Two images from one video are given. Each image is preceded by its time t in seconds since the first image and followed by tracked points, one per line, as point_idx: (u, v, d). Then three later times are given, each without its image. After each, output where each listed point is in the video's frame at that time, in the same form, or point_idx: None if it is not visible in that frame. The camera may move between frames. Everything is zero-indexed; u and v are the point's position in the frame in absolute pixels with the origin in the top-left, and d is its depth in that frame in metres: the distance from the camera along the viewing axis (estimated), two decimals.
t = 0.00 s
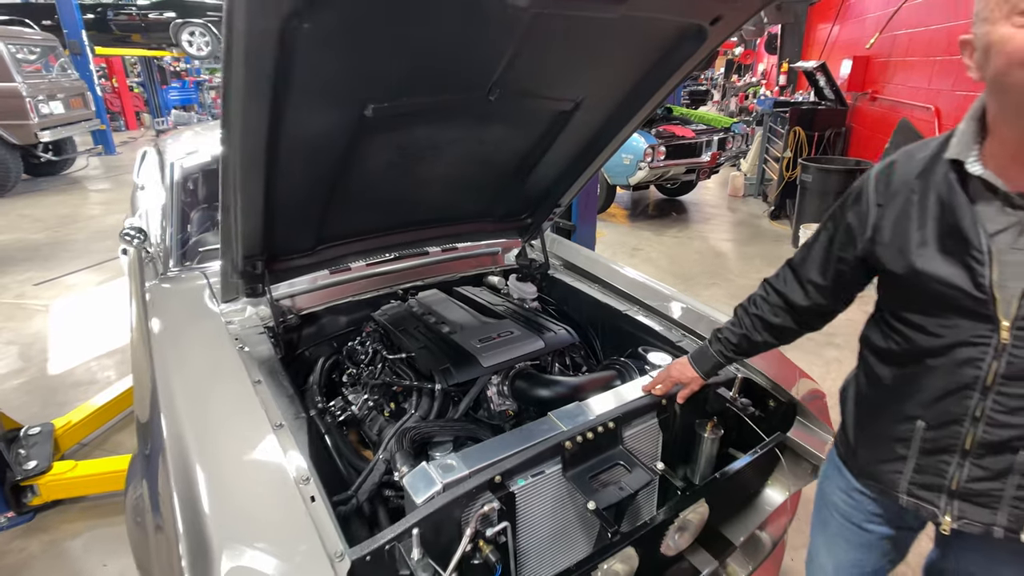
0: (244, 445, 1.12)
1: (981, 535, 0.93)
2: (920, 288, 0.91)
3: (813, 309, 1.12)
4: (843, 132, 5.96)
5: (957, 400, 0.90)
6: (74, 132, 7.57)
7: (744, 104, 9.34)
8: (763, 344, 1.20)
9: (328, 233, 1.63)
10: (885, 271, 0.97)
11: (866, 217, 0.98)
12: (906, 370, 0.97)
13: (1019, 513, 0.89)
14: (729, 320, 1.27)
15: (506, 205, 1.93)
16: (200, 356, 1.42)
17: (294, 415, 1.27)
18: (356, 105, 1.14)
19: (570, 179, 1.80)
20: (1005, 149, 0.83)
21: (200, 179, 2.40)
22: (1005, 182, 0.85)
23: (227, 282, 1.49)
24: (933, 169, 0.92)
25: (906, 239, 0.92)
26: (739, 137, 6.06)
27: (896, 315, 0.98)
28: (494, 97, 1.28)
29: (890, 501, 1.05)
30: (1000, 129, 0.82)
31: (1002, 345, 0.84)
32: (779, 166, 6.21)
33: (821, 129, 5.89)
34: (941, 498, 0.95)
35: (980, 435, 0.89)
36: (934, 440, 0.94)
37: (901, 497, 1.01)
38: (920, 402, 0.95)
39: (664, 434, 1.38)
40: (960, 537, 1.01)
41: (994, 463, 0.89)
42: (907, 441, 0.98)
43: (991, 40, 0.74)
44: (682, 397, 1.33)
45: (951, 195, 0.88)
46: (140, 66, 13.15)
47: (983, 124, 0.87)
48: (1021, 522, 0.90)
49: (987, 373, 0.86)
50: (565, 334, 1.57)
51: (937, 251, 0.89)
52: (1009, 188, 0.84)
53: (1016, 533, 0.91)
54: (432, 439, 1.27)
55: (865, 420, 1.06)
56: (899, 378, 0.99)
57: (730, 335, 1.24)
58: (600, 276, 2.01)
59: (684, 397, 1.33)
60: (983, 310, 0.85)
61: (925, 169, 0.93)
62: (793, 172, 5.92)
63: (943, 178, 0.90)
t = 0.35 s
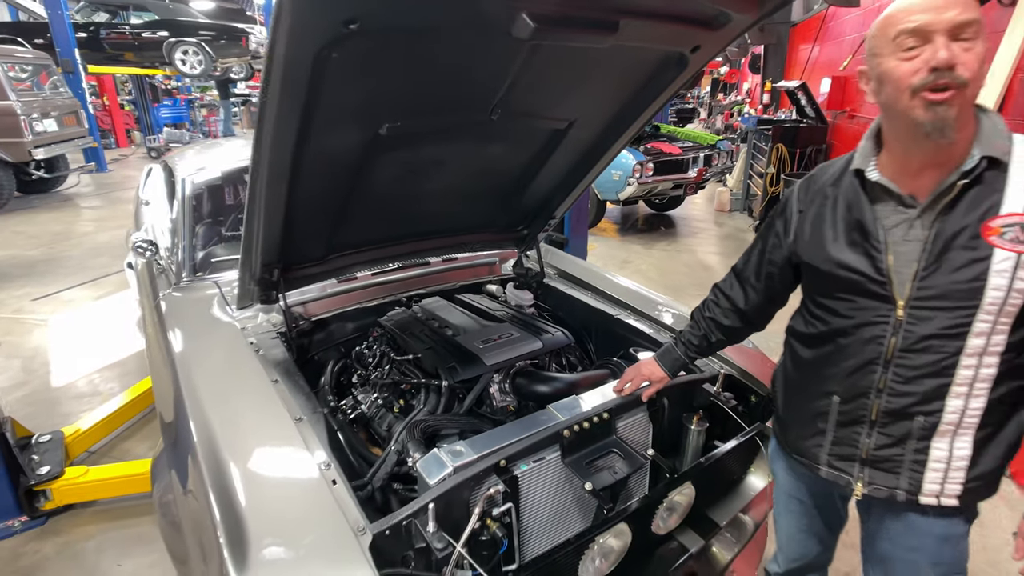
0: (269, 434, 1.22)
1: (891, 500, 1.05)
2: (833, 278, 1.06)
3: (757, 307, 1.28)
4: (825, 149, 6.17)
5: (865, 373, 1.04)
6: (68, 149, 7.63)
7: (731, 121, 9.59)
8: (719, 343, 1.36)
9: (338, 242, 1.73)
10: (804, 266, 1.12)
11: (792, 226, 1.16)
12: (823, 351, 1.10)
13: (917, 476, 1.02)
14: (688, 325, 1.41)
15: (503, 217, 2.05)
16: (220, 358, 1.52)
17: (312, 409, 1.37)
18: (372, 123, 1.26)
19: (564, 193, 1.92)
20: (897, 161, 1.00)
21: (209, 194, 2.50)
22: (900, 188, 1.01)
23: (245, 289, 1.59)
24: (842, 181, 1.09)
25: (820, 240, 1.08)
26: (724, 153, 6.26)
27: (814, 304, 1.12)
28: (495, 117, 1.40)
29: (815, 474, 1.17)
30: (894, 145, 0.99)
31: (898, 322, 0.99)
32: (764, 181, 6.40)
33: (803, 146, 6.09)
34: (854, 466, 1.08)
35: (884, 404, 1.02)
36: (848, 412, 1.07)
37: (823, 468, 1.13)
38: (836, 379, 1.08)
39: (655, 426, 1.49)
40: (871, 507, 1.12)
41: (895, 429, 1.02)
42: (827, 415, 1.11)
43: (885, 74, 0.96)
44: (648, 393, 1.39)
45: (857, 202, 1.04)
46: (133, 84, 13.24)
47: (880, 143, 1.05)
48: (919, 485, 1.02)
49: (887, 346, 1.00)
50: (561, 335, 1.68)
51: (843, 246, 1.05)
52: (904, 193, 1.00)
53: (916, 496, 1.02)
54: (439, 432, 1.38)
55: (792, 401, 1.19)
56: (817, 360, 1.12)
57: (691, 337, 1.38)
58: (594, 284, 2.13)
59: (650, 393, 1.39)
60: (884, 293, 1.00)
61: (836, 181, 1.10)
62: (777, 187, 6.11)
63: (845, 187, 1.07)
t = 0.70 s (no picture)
0: (289, 422, 1.30)
1: (842, 466, 1.17)
2: (782, 268, 1.18)
3: (732, 301, 1.40)
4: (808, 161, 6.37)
5: (812, 353, 1.16)
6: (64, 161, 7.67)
7: (718, 135, 9.81)
8: (704, 338, 1.46)
9: (347, 246, 1.82)
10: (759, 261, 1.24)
11: (753, 225, 1.29)
12: (779, 334, 1.22)
13: (862, 443, 1.14)
14: (674, 323, 1.51)
15: (502, 222, 2.14)
16: (236, 354, 1.60)
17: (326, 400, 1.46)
18: (386, 133, 1.36)
19: (559, 201, 2.03)
20: (835, 168, 1.12)
21: (217, 203, 2.59)
22: (838, 191, 1.13)
23: (260, 291, 1.68)
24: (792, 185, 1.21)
25: (772, 236, 1.21)
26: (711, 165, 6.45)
27: (769, 295, 1.24)
28: (498, 128, 1.51)
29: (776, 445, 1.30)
30: (832, 155, 1.11)
31: (839, 305, 1.11)
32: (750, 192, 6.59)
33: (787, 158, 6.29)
34: (808, 437, 1.21)
35: (831, 379, 1.15)
36: (800, 389, 1.20)
37: (782, 440, 1.26)
38: (788, 360, 1.21)
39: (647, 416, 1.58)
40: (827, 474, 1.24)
41: (840, 403, 1.15)
42: (783, 393, 1.24)
43: (823, 98, 1.08)
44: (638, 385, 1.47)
45: (803, 202, 1.17)
46: (126, 97, 13.30)
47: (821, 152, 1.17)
48: (864, 451, 1.14)
49: (829, 328, 1.13)
50: (558, 332, 1.79)
51: (791, 240, 1.17)
52: (840, 193, 1.13)
53: (864, 462, 1.14)
54: (447, 422, 1.46)
55: (755, 382, 1.32)
56: (773, 343, 1.24)
57: (680, 335, 1.48)
58: (587, 287, 2.24)
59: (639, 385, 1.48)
60: (826, 281, 1.12)
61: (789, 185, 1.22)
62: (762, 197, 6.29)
63: (793, 190, 1.19)
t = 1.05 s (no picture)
0: (308, 411, 1.39)
1: (817, 449, 1.26)
2: (761, 267, 1.29)
3: (720, 300, 1.50)
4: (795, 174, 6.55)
5: (790, 344, 1.26)
6: (62, 174, 7.74)
7: (707, 148, 10.01)
8: (695, 334, 1.55)
9: (355, 250, 1.90)
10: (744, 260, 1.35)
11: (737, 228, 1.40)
12: (760, 327, 1.32)
13: (836, 428, 1.23)
14: (668, 320, 1.60)
15: (503, 228, 2.23)
16: (252, 351, 1.69)
17: (339, 393, 1.55)
18: (399, 142, 1.46)
19: (557, 208, 2.13)
20: (809, 175, 1.22)
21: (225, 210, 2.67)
22: (810, 195, 1.24)
23: (273, 292, 1.77)
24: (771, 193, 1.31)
25: (754, 238, 1.31)
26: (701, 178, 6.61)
27: (751, 291, 1.34)
28: (502, 138, 1.61)
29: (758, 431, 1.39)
30: (804, 165, 1.23)
31: (813, 299, 1.21)
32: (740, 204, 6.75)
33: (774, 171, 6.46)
34: (786, 423, 1.30)
35: (807, 367, 1.24)
36: (779, 377, 1.29)
37: (763, 427, 1.34)
38: (767, 351, 1.31)
39: (642, 409, 1.66)
40: (805, 460, 1.33)
41: (816, 390, 1.24)
42: (763, 382, 1.33)
43: (792, 116, 1.19)
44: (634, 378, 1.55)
45: (780, 207, 1.28)
46: (123, 112, 13.41)
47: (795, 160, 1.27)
48: (838, 435, 1.23)
49: (804, 321, 1.22)
50: (557, 331, 1.88)
51: (771, 241, 1.27)
52: (813, 197, 1.23)
53: (837, 446, 1.24)
54: (454, 413, 1.54)
55: (738, 373, 1.41)
56: (755, 336, 1.34)
57: (673, 330, 1.57)
58: (584, 290, 2.34)
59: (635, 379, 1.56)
60: (801, 277, 1.22)
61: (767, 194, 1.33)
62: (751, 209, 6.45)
63: (772, 198, 1.30)
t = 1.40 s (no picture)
0: (323, 401, 1.48)
1: (799, 436, 1.34)
2: (747, 264, 1.39)
3: (709, 298, 1.61)
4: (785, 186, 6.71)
5: (772, 335, 1.35)
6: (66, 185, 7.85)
7: (699, 162, 10.22)
8: (686, 330, 1.65)
9: (363, 254, 2.00)
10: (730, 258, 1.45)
11: (725, 229, 1.51)
12: (745, 321, 1.42)
13: (816, 415, 1.30)
14: (660, 317, 1.69)
15: (504, 234, 2.34)
16: (267, 348, 1.78)
17: (351, 386, 1.64)
18: (409, 150, 1.57)
19: (555, 215, 2.24)
20: (790, 178, 1.34)
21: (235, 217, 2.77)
22: (791, 197, 1.35)
23: (287, 292, 1.87)
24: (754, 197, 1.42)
25: (740, 238, 1.41)
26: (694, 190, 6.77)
27: (736, 287, 1.44)
28: (504, 146, 1.72)
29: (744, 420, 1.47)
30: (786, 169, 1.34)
31: (792, 292, 1.31)
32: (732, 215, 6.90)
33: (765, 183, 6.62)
34: (769, 412, 1.38)
35: (788, 357, 1.33)
36: (763, 367, 1.38)
37: (748, 416, 1.43)
38: (751, 344, 1.40)
39: (636, 403, 1.74)
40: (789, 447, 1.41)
41: (797, 378, 1.32)
42: (748, 373, 1.42)
43: (773, 121, 1.30)
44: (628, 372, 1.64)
45: (763, 208, 1.38)
46: (125, 125, 13.58)
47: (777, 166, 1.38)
48: (818, 423, 1.30)
49: (784, 314, 1.32)
50: (554, 329, 1.98)
51: (755, 240, 1.37)
52: (793, 199, 1.34)
53: (817, 432, 1.31)
54: (459, 404, 1.63)
55: (725, 366, 1.50)
56: (740, 330, 1.44)
57: (665, 325, 1.66)
58: (581, 292, 2.45)
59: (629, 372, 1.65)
60: (781, 272, 1.32)
61: (751, 198, 1.44)
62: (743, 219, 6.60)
63: (756, 202, 1.41)
